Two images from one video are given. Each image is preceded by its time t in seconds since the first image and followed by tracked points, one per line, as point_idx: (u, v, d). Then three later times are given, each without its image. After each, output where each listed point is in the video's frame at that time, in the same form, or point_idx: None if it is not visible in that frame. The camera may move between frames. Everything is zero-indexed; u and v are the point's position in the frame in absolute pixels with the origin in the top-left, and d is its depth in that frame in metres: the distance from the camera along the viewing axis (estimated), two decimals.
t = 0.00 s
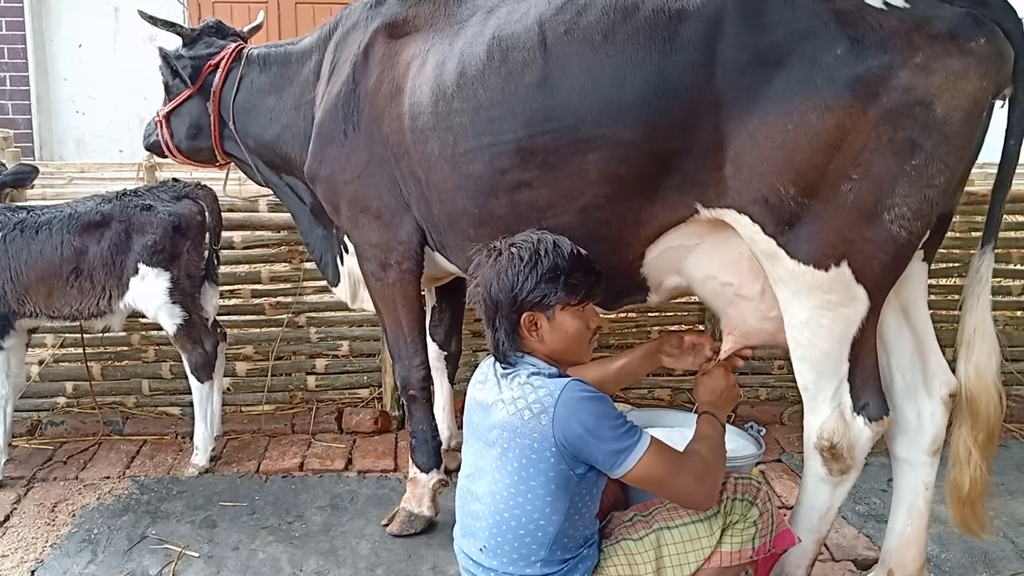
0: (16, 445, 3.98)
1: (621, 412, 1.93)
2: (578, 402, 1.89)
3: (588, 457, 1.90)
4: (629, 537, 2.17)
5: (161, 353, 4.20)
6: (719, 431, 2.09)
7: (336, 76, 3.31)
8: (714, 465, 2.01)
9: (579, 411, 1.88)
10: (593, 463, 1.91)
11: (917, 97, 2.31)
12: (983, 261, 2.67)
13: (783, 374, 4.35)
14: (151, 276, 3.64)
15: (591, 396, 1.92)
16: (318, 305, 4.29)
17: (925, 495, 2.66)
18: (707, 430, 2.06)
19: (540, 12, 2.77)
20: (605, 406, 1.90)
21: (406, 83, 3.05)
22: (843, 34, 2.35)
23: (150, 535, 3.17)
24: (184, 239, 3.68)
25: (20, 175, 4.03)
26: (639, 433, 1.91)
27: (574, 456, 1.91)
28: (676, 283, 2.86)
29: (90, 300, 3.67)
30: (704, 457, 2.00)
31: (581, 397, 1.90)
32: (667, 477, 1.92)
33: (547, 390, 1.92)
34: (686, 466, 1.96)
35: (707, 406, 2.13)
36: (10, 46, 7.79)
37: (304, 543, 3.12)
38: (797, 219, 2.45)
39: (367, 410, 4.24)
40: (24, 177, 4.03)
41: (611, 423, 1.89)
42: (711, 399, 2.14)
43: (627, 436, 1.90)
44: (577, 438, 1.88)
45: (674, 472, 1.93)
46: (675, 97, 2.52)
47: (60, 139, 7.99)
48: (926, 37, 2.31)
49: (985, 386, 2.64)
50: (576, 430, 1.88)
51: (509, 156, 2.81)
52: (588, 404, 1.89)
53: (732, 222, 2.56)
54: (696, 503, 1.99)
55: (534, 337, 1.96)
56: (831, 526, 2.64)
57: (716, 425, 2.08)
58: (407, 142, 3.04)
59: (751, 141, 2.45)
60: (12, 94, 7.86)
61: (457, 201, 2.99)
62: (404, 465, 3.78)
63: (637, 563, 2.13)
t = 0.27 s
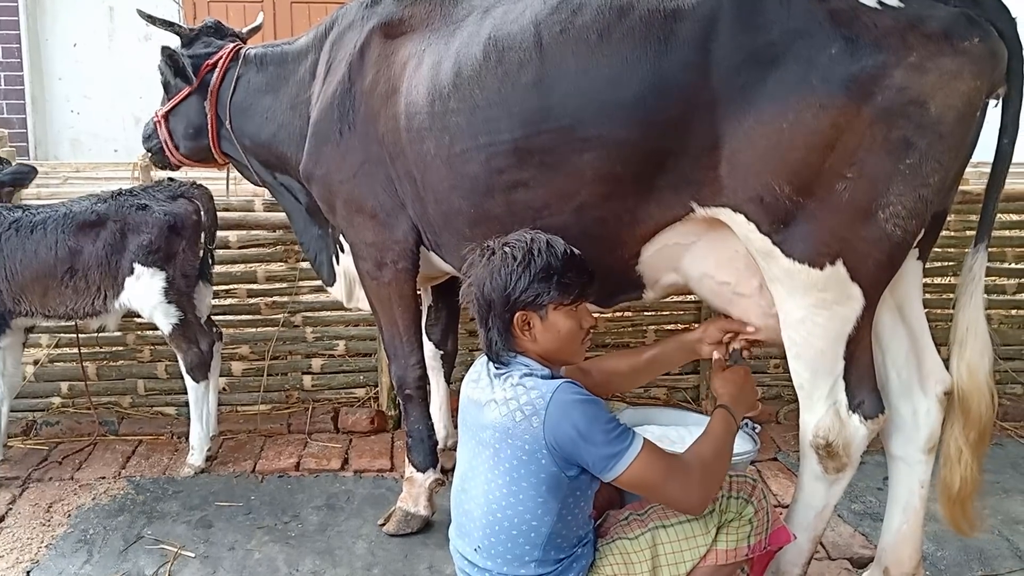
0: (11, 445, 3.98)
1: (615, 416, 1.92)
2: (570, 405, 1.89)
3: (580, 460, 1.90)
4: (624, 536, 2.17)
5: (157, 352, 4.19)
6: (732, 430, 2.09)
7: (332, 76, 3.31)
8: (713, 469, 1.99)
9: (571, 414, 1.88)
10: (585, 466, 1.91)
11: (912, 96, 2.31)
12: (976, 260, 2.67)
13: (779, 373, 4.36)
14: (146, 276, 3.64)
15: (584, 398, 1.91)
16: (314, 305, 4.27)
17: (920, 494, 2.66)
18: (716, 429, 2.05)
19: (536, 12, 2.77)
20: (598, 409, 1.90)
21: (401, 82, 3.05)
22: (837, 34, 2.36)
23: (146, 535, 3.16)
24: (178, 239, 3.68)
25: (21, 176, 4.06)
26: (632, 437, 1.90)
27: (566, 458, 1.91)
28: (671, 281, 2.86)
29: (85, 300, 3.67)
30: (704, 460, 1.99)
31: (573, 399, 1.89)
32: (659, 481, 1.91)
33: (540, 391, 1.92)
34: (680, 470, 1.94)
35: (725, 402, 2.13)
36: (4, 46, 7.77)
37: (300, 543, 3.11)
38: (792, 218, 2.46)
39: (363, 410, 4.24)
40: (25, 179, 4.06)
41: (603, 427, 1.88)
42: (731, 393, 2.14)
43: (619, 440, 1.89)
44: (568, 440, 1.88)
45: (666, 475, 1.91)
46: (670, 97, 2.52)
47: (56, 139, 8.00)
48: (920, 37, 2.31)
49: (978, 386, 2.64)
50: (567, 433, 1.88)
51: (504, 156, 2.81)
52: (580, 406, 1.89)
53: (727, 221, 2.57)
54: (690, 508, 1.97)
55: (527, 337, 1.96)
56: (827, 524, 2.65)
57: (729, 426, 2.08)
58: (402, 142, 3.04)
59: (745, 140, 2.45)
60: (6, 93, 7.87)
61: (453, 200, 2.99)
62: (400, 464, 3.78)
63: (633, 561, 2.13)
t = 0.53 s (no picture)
0: (6, 445, 3.97)
1: (612, 418, 1.91)
2: (566, 407, 1.88)
3: (576, 462, 1.89)
4: (621, 535, 2.18)
5: (152, 352, 4.19)
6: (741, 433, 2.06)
7: (328, 75, 3.31)
8: (715, 475, 1.97)
9: (568, 415, 1.88)
10: (582, 468, 1.90)
11: (909, 94, 2.31)
12: (972, 258, 2.69)
13: (774, 371, 4.37)
14: (143, 275, 3.63)
15: (581, 399, 1.91)
16: (310, 304, 4.26)
17: (916, 492, 2.66)
18: (722, 434, 2.03)
19: (533, 11, 2.77)
20: (594, 411, 1.89)
21: (399, 81, 3.05)
22: (834, 32, 2.36)
23: (141, 535, 3.15)
24: (176, 238, 3.68)
25: (21, 177, 4.08)
26: (629, 441, 1.89)
27: (563, 460, 1.91)
28: (668, 279, 2.86)
29: (82, 300, 3.66)
30: (705, 466, 1.97)
31: (570, 401, 1.89)
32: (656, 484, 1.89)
33: (537, 393, 1.92)
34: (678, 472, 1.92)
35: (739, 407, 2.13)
36: None
37: (296, 542, 3.11)
38: (789, 216, 2.46)
39: (360, 410, 4.20)
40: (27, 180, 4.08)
41: (600, 429, 1.88)
42: (745, 395, 2.17)
43: (616, 443, 1.88)
44: (565, 442, 1.88)
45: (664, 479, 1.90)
46: (668, 95, 2.52)
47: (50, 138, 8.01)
48: (917, 35, 2.31)
49: (974, 384, 2.64)
50: (564, 435, 1.87)
51: (501, 155, 2.82)
52: (576, 408, 1.88)
53: (724, 218, 2.57)
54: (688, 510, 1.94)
55: (523, 337, 1.96)
56: (823, 522, 2.65)
57: (738, 430, 2.05)
58: (399, 141, 3.05)
59: (743, 138, 2.46)
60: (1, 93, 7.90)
61: (450, 199, 2.99)
62: (397, 463, 3.78)
63: (629, 560, 2.13)
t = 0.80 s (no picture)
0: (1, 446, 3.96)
1: (611, 409, 1.93)
2: (566, 404, 1.89)
3: (576, 456, 1.90)
4: (616, 534, 2.18)
5: (148, 352, 4.18)
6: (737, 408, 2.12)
7: (325, 75, 3.30)
8: (712, 448, 2.03)
9: (567, 412, 1.88)
10: (582, 462, 1.92)
11: (906, 93, 2.32)
12: (968, 257, 2.69)
13: (770, 370, 4.37)
14: (142, 274, 3.63)
15: (579, 395, 1.91)
16: (307, 304, 4.26)
17: (912, 491, 2.66)
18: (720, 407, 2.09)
19: (530, 10, 2.77)
20: (593, 405, 1.91)
21: (396, 81, 3.05)
22: (832, 31, 2.36)
23: (137, 535, 3.15)
24: (175, 238, 3.68)
25: (21, 178, 4.08)
26: (629, 426, 1.92)
27: (562, 456, 1.92)
28: (666, 278, 2.87)
29: (81, 300, 3.66)
30: (705, 439, 2.02)
31: (569, 398, 1.90)
32: (658, 467, 1.94)
33: (535, 392, 1.92)
34: (680, 452, 1.97)
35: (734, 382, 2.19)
36: None
37: (293, 542, 3.11)
38: (787, 215, 2.46)
39: (356, 409, 4.22)
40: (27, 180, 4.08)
41: (601, 421, 1.89)
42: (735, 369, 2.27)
43: (616, 435, 1.90)
44: (565, 438, 1.89)
45: (666, 462, 1.94)
46: (666, 94, 2.52)
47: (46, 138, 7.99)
48: (914, 35, 2.32)
49: (971, 380, 2.66)
50: (564, 431, 1.88)
51: (499, 154, 2.82)
52: (575, 404, 1.89)
53: (722, 217, 2.58)
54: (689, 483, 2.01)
55: (517, 338, 1.96)
56: (819, 520, 2.65)
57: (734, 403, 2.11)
58: (396, 140, 3.05)
59: (741, 137, 2.46)
60: None
61: (448, 199, 3.00)
62: (393, 463, 3.78)
63: (625, 559, 2.13)
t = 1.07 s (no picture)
0: None
1: (612, 398, 1.95)
2: (568, 400, 1.90)
3: (579, 450, 1.91)
4: (615, 533, 2.18)
5: (145, 352, 4.18)
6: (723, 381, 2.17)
7: (322, 74, 3.30)
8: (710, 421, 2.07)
9: (570, 407, 1.89)
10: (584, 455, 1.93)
11: (906, 92, 2.32)
12: (967, 256, 2.69)
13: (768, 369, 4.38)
14: (139, 273, 3.62)
15: (580, 390, 1.93)
16: (304, 303, 4.27)
17: (910, 489, 2.66)
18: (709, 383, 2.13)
19: (529, 9, 2.76)
20: (594, 397, 1.92)
21: (394, 80, 3.05)
22: (832, 30, 2.36)
23: (134, 535, 3.15)
24: (172, 237, 3.67)
25: (17, 178, 4.11)
26: (630, 410, 1.95)
27: (564, 451, 1.92)
28: (665, 278, 2.87)
29: (78, 299, 3.65)
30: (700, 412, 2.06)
31: (572, 393, 1.91)
32: (662, 443, 1.98)
33: (536, 389, 1.92)
34: (680, 424, 2.02)
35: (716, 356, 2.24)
36: None
37: (291, 542, 3.11)
38: (787, 214, 2.46)
39: (353, 408, 4.23)
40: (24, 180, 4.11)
41: (603, 412, 1.91)
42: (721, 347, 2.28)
43: (617, 426, 1.92)
44: (568, 433, 1.89)
45: (669, 437, 1.98)
46: (667, 93, 2.52)
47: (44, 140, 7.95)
48: (914, 34, 2.32)
49: (969, 379, 2.65)
50: (568, 426, 1.89)
51: (499, 153, 2.81)
52: (577, 399, 1.90)
53: (722, 216, 2.58)
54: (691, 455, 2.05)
55: (515, 337, 1.96)
56: (817, 519, 2.65)
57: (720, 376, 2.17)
58: (395, 139, 3.04)
59: (741, 135, 2.46)
60: None
61: (447, 198, 2.99)
62: (391, 463, 3.78)
63: (623, 557, 2.14)
